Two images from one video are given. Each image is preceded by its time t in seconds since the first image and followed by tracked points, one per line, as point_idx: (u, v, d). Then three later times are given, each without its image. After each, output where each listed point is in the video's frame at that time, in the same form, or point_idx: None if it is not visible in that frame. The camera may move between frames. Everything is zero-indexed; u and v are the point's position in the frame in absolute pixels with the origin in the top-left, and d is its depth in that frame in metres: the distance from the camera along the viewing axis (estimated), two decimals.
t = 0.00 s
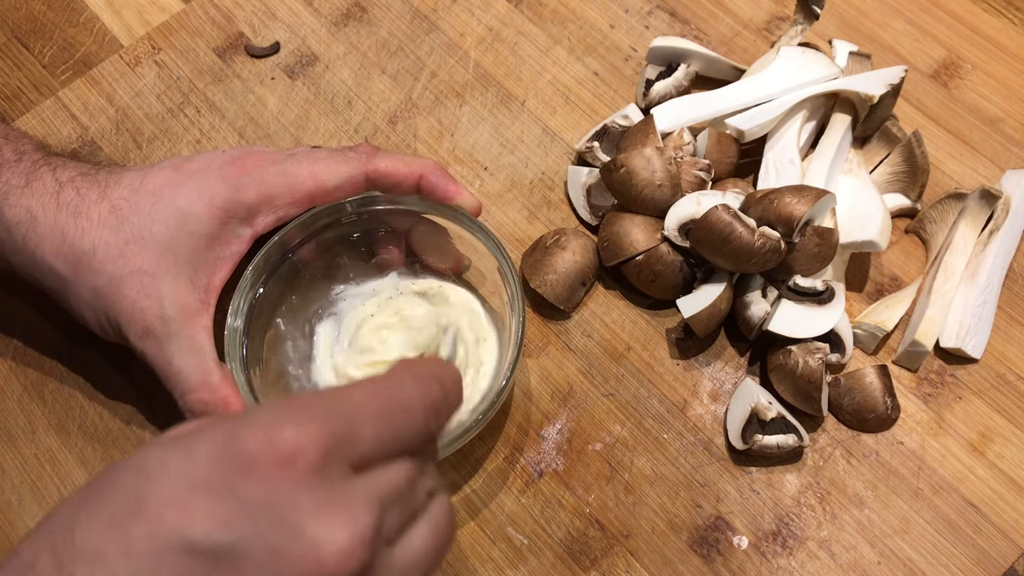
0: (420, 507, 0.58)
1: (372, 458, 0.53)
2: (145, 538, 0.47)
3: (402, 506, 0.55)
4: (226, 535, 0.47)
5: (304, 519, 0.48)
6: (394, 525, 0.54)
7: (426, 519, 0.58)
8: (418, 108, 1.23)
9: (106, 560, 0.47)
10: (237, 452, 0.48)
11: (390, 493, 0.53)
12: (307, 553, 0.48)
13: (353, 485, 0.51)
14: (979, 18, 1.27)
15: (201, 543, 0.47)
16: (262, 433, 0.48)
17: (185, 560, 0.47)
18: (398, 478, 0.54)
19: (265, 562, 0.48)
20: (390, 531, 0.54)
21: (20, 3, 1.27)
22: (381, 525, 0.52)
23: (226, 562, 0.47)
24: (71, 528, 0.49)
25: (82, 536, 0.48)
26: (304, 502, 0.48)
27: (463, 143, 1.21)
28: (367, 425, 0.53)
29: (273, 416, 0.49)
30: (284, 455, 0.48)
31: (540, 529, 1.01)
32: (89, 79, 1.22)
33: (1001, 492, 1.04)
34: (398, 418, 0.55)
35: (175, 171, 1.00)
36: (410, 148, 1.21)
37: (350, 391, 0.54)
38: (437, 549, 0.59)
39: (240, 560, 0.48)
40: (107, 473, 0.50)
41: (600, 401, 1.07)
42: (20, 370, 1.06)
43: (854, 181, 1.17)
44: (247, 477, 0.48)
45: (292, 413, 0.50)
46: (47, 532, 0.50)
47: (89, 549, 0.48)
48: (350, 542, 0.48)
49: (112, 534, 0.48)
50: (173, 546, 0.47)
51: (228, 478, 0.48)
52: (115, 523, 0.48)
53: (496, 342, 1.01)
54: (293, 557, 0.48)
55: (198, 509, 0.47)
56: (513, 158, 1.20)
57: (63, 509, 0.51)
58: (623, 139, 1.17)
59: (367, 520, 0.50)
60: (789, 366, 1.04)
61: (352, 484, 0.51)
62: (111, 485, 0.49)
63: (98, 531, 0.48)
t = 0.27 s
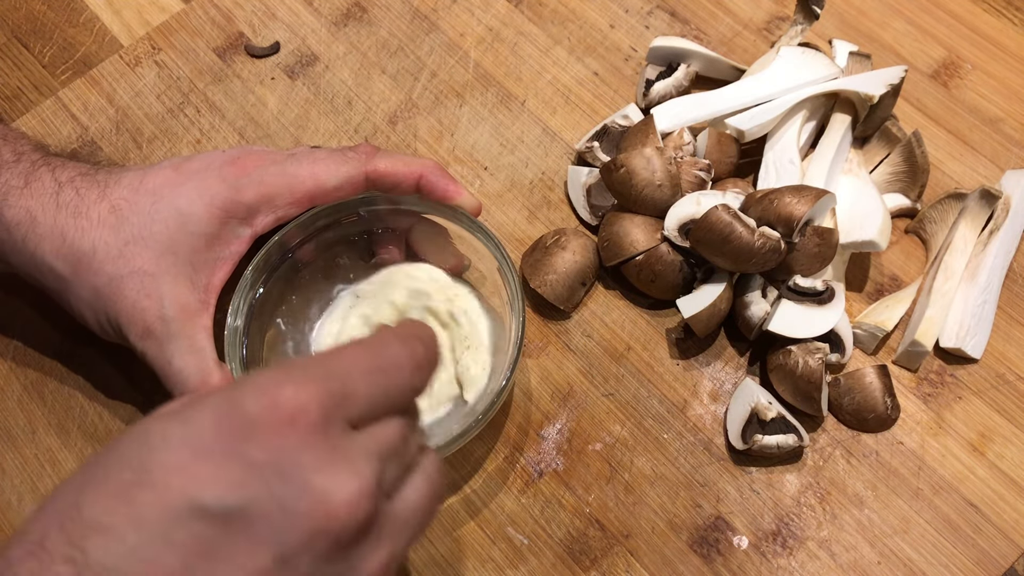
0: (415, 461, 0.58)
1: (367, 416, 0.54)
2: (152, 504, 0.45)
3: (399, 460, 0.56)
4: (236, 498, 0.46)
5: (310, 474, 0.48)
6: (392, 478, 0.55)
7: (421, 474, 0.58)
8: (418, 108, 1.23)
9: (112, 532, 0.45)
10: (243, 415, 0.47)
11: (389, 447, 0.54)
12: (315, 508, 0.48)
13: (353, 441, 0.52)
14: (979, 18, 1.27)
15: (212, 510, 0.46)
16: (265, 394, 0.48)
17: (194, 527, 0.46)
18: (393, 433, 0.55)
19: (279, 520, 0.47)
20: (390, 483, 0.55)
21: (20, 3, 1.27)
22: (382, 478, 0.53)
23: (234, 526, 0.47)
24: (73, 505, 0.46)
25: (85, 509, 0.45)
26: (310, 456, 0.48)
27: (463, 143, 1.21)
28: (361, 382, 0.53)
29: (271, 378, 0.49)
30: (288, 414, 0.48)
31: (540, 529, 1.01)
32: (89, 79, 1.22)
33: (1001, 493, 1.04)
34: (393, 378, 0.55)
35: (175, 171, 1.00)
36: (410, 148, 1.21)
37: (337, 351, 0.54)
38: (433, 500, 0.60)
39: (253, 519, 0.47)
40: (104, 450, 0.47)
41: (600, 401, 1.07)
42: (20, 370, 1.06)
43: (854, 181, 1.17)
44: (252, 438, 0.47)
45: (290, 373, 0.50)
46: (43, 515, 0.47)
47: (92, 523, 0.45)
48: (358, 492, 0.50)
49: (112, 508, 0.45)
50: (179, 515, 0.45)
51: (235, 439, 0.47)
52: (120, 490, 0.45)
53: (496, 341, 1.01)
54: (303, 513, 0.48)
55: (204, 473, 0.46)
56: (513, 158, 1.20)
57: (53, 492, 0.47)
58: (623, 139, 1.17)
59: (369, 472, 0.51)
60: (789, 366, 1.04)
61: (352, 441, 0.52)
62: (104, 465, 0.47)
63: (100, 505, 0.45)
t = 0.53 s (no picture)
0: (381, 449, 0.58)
1: (329, 403, 0.54)
2: (115, 499, 0.44)
3: (362, 449, 0.55)
4: (196, 487, 0.46)
5: (272, 457, 0.48)
6: (358, 466, 0.54)
7: (385, 465, 0.58)
8: (418, 108, 1.23)
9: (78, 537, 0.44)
10: (199, 402, 0.47)
11: (348, 433, 0.54)
12: (280, 489, 0.47)
13: (315, 427, 0.52)
14: (979, 18, 1.27)
15: (174, 499, 0.45)
16: (222, 382, 0.48)
17: (160, 518, 0.45)
18: (353, 422, 0.55)
19: (250, 510, 0.47)
20: (355, 472, 0.54)
21: (20, 3, 1.27)
22: (346, 464, 0.52)
23: (198, 515, 0.46)
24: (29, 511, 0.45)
25: (43, 511, 0.45)
26: (270, 437, 0.48)
27: (463, 143, 1.21)
28: (319, 369, 0.53)
29: (226, 364, 0.49)
30: (245, 397, 0.48)
31: (540, 529, 1.01)
32: (89, 79, 1.22)
33: (1002, 493, 1.04)
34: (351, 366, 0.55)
35: (175, 171, 1.00)
36: (410, 148, 1.21)
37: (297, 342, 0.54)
38: (401, 490, 0.59)
39: (216, 509, 0.46)
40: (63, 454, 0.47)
41: (600, 401, 1.07)
42: (20, 370, 1.06)
43: (854, 181, 1.17)
44: (212, 426, 0.47)
45: (247, 360, 0.50)
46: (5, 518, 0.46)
47: (51, 523, 0.44)
48: (323, 473, 0.49)
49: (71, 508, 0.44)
50: (137, 507, 0.44)
51: (196, 429, 0.47)
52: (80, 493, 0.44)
53: (496, 342, 1.01)
54: (267, 496, 0.47)
55: (166, 463, 0.45)
56: (513, 158, 1.20)
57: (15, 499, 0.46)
58: (623, 139, 1.17)
59: (334, 457, 0.50)
60: (789, 366, 1.04)
61: (312, 425, 0.51)
62: (65, 462, 0.46)
63: (59, 503, 0.44)
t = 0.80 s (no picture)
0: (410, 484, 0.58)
1: (358, 429, 0.54)
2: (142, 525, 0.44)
3: (392, 475, 0.55)
4: (226, 513, 0.46)
5: (304, 486, 0.48)
6: (388, 494, 0.55)
7: (414, 496, 0.58)
8: (418, 108, 1.23)
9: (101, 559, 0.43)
10: (229, 427, 0.47)
11: (380, 462, 0.54)
12: (313, 520, 0.48)
13: (347, 454, 0.52)
14: (979, 18, 1.27)
15: (202, 526, 0.45)
16: (252, 407, 0.48)
17: (186, 545, 0.45)
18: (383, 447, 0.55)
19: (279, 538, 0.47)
20: (385, 501, 0.54)
21: (20, 3, 1.27)
22: (377, 494, 0.53)
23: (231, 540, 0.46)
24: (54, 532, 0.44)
25: (68, 537, 0.43)
26: (303, 464, 0.48)
27: (463, 143, 1.21)
28: (351, 396, 0.54)
29: (255, 390, 0.49)
30: (277, 423, 0.49)
31: (540, 529, 1.01)
32: (89, 79, 1.22)
33: (1002, 492, 1.04)
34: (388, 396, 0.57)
35: (175, 171, 1.00)
36: (410, 148, 1.21)
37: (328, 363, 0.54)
38: (430, 522, 0.59)
39: (244, 538, 0.46)
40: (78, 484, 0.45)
41: (600, 401, 1.07)
42: (20, 370, 1.06)
43: (854, 181, 1.16)
44: (245, 451, 0.47)
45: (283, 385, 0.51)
46: (24, 544, 0.44)
47: (77, 548, 0.43)
48: (354, 503, 0.49)
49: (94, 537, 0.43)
50: (169, 532, 0.44)
51: (227, 454, 0.47)
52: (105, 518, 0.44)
53: (497, 341, 1.01)
54: (300, 524, 0.47)
55: (194, 488, 0.45)
56: (513, 158, 1.20)
57: (35, 525, 0.45)
58: (623, 139, 1.17)
59: (364, 484, 0.51)
60: (789, 366, 1.04)
61: (343, 453, 0.52)
62: (94, 484, 0.45)
63: (88, 527, 0.43)
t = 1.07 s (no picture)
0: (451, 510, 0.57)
1: (400, 460, 0.53)
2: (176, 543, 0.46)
3: (434, 508, 0.53)
4: (258, 536, 0.47)
5: (342, 516, 0.48)
6: (427, 528, 0.53)
7: (453, 525, 0.56)
8: (418, 108, 1.23)
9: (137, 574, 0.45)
10: (267, 447, 0.48)
11: (422, 491, 0.52)
12: (344, 551, 0.47)
13: (386, 482, 0.51)
14: (979, 18, 1.27)
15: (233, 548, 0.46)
16: (289, 430, 0.49)
17: (215, 563, 0.46)
18: (427, 479, 0.53)
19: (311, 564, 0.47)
20: (424, 533, 0.53)
21: (20, 3, 1.27)
22: (416, 528, 0.51)
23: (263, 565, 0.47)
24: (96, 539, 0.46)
25: (105, 547, 0.46)
26: (339, 494, 0.48)
27: (463, 143, 1.21)
28: (396, 422, 0.52)
29: (297, 413, 0.50)
30: (317, 450, 0.49)
31: (540, 529, 1.01)
32: (89, 79, 1.22)
33: (1002, 492, 1.04)
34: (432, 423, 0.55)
35: (175, 171, 1.00)
36: (410, 148, 1.21)
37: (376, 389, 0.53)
38: (468, 554, 0.57)
39: (273, 566, 0.47)
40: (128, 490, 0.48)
41: (600, 401, 1.07)
42: (20, 370, 1.06)
43: (854, 181, 1.16)
44: (281, 476, 0.48)
45: (325, 409, 0.51)
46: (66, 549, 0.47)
47: (113, 560, 0.45)
48: (390, 535, 0.48)
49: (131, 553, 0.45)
50: (201, 549, 0.46)
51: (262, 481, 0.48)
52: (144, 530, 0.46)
53: (496, 341, 1.01)
54: (329, 553, 0.47)
55: (229, 511, 0.47)
56: (513, 158, 1.20)
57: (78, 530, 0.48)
58: (623, 138, 1.17)
59: (403, 517, 0.50)
60: (789, 366, 1.04)
61: (379, 481, 0.51)
62: (133, 501, 0.47)
63: (124, 543, 0.46)
